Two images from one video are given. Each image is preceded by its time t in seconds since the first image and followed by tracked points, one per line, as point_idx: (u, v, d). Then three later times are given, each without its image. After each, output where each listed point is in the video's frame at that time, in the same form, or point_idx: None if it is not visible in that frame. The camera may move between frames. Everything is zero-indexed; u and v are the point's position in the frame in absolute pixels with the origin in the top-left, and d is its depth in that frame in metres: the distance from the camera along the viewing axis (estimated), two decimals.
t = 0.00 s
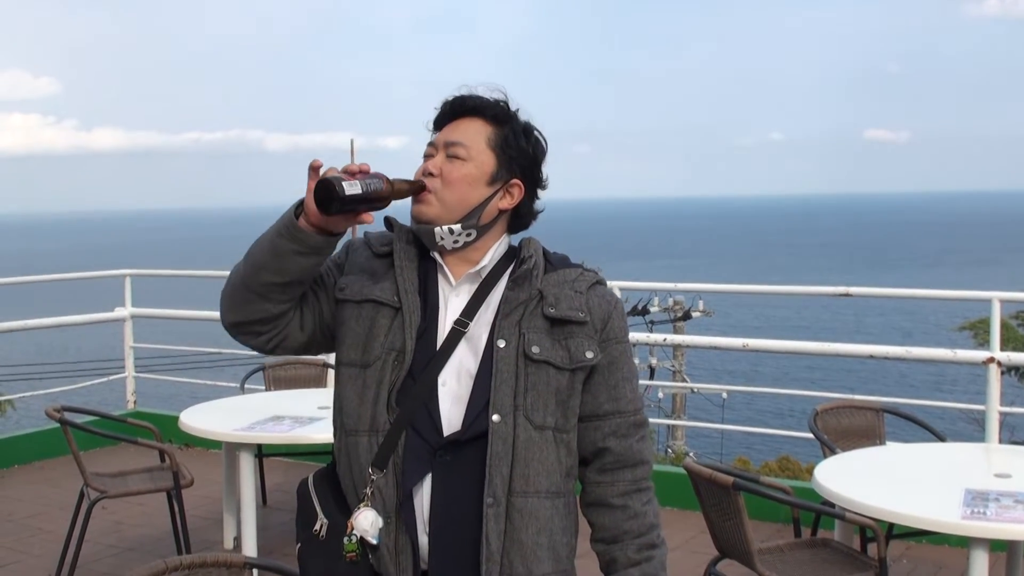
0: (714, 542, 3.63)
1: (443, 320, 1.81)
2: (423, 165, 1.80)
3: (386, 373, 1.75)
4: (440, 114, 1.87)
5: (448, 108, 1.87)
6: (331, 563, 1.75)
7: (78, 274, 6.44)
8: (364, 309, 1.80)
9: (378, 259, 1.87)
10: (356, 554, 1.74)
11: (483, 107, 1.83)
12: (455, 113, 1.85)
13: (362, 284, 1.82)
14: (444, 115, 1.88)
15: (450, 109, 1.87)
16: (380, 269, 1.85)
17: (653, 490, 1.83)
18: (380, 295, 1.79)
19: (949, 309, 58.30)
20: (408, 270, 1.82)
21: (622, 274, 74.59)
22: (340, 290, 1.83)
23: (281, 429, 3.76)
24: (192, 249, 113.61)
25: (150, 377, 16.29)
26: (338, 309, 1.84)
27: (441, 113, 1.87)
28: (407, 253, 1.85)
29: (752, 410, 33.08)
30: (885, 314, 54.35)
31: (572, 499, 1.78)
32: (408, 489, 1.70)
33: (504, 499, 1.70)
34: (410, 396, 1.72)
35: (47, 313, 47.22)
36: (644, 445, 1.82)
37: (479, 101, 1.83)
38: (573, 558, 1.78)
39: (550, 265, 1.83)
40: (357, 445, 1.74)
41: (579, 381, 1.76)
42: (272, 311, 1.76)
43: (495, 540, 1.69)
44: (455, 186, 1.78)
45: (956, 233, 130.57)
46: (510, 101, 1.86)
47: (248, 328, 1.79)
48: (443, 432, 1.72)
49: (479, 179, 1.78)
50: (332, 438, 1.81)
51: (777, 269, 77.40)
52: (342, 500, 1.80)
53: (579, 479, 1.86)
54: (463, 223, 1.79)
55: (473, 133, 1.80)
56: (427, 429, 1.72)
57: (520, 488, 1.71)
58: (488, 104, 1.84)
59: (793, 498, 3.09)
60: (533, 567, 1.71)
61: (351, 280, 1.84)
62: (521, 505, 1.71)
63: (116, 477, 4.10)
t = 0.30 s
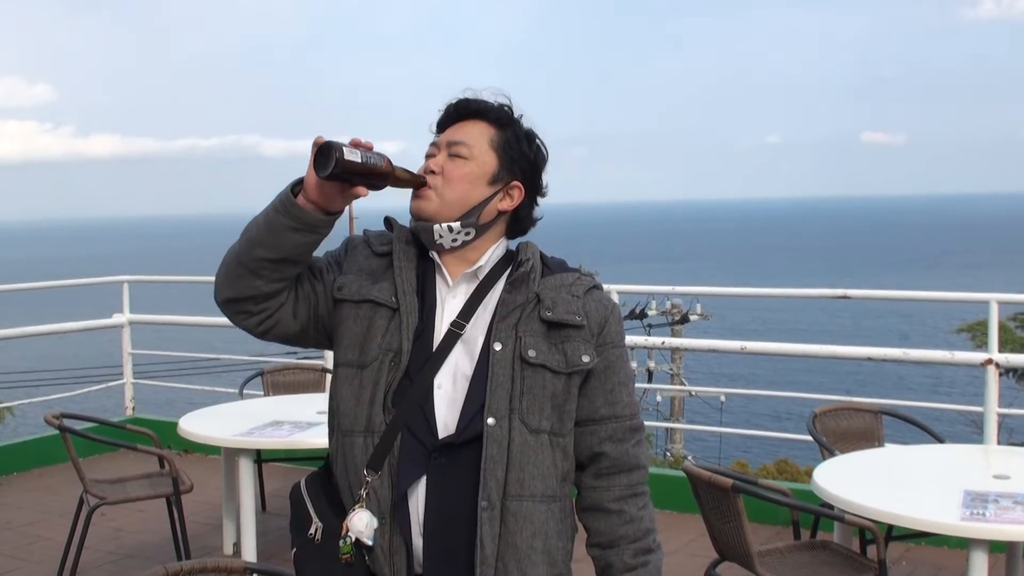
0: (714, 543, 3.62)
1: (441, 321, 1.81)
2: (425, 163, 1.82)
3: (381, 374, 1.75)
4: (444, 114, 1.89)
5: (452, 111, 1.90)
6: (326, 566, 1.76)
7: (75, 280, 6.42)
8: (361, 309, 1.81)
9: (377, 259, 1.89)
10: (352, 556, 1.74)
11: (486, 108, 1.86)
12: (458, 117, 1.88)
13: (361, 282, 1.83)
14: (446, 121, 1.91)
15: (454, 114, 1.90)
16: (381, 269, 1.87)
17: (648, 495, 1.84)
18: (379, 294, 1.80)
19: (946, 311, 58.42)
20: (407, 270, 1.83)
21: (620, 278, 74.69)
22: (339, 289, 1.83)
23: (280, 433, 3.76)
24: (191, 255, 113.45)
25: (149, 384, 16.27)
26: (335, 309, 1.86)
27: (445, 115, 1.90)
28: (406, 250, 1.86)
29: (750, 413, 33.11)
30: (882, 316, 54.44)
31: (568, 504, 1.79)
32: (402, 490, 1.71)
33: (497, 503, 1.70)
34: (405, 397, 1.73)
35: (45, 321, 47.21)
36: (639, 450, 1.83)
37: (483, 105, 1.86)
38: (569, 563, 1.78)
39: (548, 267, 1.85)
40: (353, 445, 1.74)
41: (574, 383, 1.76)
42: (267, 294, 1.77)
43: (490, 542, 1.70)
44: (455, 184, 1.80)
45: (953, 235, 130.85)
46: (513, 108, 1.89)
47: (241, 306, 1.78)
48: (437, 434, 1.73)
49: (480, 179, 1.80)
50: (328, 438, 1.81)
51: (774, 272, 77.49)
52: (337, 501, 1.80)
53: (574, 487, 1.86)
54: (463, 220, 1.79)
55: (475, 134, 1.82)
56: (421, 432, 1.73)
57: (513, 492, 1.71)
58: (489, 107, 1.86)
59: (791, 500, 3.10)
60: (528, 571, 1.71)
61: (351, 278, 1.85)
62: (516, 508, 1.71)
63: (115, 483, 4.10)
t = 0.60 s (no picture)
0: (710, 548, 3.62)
1: (435, 324, 1.82)
2: (423, 165, 1.83)
3: (375, 374, 1.76)
4: (446, 121, 1.90)
5: (455, 117, 1.92)
6: (319, 566, 1.76)
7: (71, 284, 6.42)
8: (356, 311, 1.81)
9: (371, 260, 1.89)
10: (345, 557, 1.74)
11: (486, 115, 1.87)
12: (458, 120, 1.88)
13: (356, 284, 1.83)
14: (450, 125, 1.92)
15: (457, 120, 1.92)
16: (375, 272, 1.87)
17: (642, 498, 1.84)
18: (373, 296, 1.81)
19: (943, 316, 58.48)
20: (403, 271, 1.83)
21: (617, 281, 74.68)
22: (333, 291, 1.84)
23: (276, 438, 3.76)
24: (187, 259, 113.26)
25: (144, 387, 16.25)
26: (328, 309, 1.86)
27: (445, 121, 1.91)
28: (401, 253, 1.87)
29: (746, 418, 33.10)
30: (880, 321, 54.47)
31: (563, 507, 1.78)
32: (396, 491, 1.71)
33: (490, 506, 1.70)
34: (399, 399, 1.73)
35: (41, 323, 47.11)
36: (632, 455, 1.83)
37: (483, 110, 1.87)
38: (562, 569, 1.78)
39: (542, 272, 1.85)
40: (347, 446, 1.75)
41: (568, 387, 1.76)
42: (260, 289, 1.77)
43: (483, 545, 1.70)
44: (452, 185, 1.81)
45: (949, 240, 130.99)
46: (512, 115, 1.90)
47: (236, 298, 1.77)
48: (431, 437, 1.73)
49: (477, 180, 1.81)
50: (322, 440, 1.81)
51: (772, 277, 77.50)
52: (330, 505, 1.80)
53: (568, 492, 1.87)
54: (458, 222, 1.80)
55: (474, 138, 1.83)
56: (415, 433, 1.72)
57: (507, 495, 1.71)
58: (489, 114, 1.87)
59: (788, 506, 3.10)
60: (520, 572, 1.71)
61: (345, 280, 1.85)
62: (509, 510, 1.71)
63: (111, 487, 4.09)
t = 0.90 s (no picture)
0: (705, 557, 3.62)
1: (431, 326, 1.82)
2: (424, 169, 1.84)
3: (372, 376, 1.76)
4: (446, 126, 1.90)
5: (457, 125, 1.93)
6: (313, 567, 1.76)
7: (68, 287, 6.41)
8: (352, 312, 1.82)
9: (368, 263, 1.89)
10: (340, 557, 1.74)
11: (486, 122, 1.88)
12: (459, 125, 1.89)
13: (352, 285, 1.84)
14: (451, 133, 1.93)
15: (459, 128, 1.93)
16: (371, 275, 1.88)
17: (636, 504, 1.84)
18: (369, 298, 1.81)
19: (939, 325, 58.54)
20: (400, 275, 1.84)
21: (614, 288, 74.72)
22: (330, 292, 1.84)
23: (272, 442, 3.76)
24: (184, 262, 113.27)
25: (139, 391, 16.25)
26: (325, 311, 1.86)
27: (446, 127, 1.91)
28: (399, 256, 1.87)
29: (742, 427, 33.10)
30: (876, 330, 54.53)
31: (558, 512, 1.79)
32: (390, 491, 1.71)
33: (485, 509, 1.70)
34: (395, 401, 1.73)
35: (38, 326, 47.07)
36: (627, 460, 1.84)
37: (483, 118, 1.88)
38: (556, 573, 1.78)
39: (539, 277, 1.85)
40: (341, 448, 1.75)
41: (565, 390, 1.77)
42: (256, 285, 1.77)
43: (477, 548, 1.70)
44: (453, 189, 1.81)
45: (946, 249, 131.28)
46: (513, 124, 1.91)
47: (231, 293, 1.77)
48: (426, 440, 1.73)
49: (477, 186, 1.82)
50: (317, 441, 1.81)
51: (769, 285, 77.53)
52: (325, 508, 1.80)
53: (562, 498, 1.87)
54: (457, 226, 1.81)
55: (475, 144, 1.84)
56: (410, 436, 1.73)
57: (501, 499, 1.71)
58: (489, 122, 1.88)
59: (785, 514, 3.09)
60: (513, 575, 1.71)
61: (342, 282, 1.85)
62: (503, 514, 1.71)
63: (107, 490, 4.08)
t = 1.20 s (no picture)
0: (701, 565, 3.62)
1: (429, 334, 1.83)
2: (424, 178, 1.85)
3: (369, 383, 1.77)
4: (446, 135, 1.91)
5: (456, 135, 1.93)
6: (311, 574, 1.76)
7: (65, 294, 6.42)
8: (349, 320, 1.83)
9: (366, 271, 1.90)
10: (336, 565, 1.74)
11: (486, 133, 1.89)
12: (459, 136, 1.90)
13: (350, 293, 1.84)
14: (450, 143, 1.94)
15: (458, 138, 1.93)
16: (369, 282, 1.88)
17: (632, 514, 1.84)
18: (367, 306, 1.82)
19: (936, 335, 58.58)
20: (398, 283, 1.84)
21: (611, 298, 74.79)
22: (328, 300, 1.84)
23: (269, 451, 3.75)
24: (181, 270, 113.31)
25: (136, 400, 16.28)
26: (323, 318, 1.87)
27: (446, 137, 1.92)
28: (397, 265, 1.88)
29: (738, 437, 33.09)
30: (873, 340, 54.58)
31: (555, 522, 1.79)
32: (387, 497, 1.71)
33: (483, 517, 1.70)
34: (393, 410, 1.74)
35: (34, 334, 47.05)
36: (623, 470, 1.84)
37: (484, 130, 1.89)
38: None
39: (536, 288, 1.86)
40: (339, 456, 1.75)
41: (561, 401, 1.77)
42: (254, 289, 1.77)
43: (474, 556, 1.70)
44: (453, 197, 1.82)
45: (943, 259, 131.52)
46: (513, 136, 1.92)
47: (229, 296, 1.77)
48: (423, 448, 1.73)
49: (477, 196, 1.82)
50: (314, 449, 1.82)
51: (765, 295, 77.60)
52: (321, 516, 1.81)
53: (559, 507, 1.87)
54: (455, 236, 1.81)
55: (475, 155, 1.85)
56: (407, 443, 1.73)
57: (498, 508, 1.71)
58: (489, 133, 1.89)
59: (782, 525, 3.10)
60: None
61: (340, 289, 1.86)
62: (500, 523, 1.71)
63: (104, 499, 4.08)
